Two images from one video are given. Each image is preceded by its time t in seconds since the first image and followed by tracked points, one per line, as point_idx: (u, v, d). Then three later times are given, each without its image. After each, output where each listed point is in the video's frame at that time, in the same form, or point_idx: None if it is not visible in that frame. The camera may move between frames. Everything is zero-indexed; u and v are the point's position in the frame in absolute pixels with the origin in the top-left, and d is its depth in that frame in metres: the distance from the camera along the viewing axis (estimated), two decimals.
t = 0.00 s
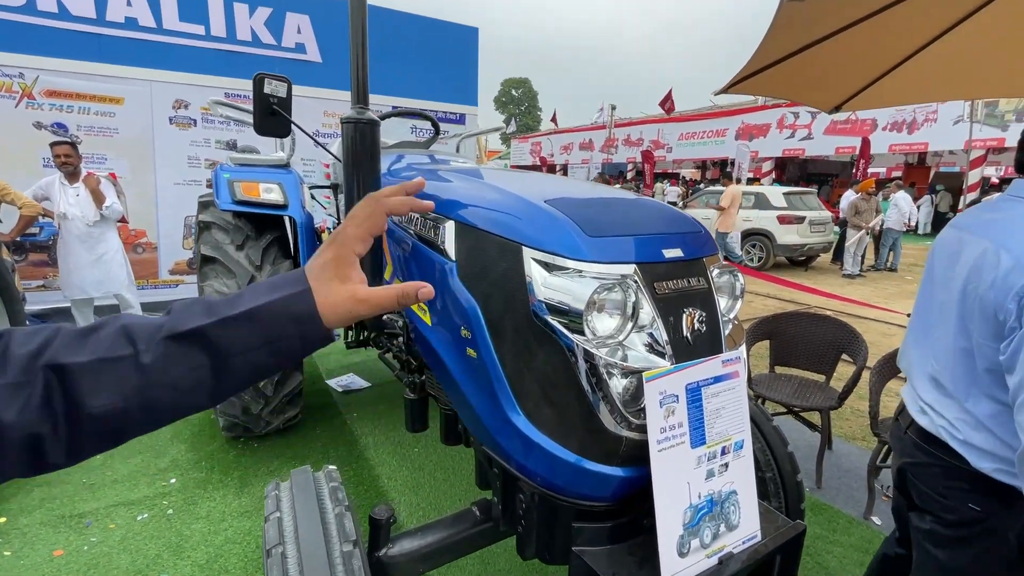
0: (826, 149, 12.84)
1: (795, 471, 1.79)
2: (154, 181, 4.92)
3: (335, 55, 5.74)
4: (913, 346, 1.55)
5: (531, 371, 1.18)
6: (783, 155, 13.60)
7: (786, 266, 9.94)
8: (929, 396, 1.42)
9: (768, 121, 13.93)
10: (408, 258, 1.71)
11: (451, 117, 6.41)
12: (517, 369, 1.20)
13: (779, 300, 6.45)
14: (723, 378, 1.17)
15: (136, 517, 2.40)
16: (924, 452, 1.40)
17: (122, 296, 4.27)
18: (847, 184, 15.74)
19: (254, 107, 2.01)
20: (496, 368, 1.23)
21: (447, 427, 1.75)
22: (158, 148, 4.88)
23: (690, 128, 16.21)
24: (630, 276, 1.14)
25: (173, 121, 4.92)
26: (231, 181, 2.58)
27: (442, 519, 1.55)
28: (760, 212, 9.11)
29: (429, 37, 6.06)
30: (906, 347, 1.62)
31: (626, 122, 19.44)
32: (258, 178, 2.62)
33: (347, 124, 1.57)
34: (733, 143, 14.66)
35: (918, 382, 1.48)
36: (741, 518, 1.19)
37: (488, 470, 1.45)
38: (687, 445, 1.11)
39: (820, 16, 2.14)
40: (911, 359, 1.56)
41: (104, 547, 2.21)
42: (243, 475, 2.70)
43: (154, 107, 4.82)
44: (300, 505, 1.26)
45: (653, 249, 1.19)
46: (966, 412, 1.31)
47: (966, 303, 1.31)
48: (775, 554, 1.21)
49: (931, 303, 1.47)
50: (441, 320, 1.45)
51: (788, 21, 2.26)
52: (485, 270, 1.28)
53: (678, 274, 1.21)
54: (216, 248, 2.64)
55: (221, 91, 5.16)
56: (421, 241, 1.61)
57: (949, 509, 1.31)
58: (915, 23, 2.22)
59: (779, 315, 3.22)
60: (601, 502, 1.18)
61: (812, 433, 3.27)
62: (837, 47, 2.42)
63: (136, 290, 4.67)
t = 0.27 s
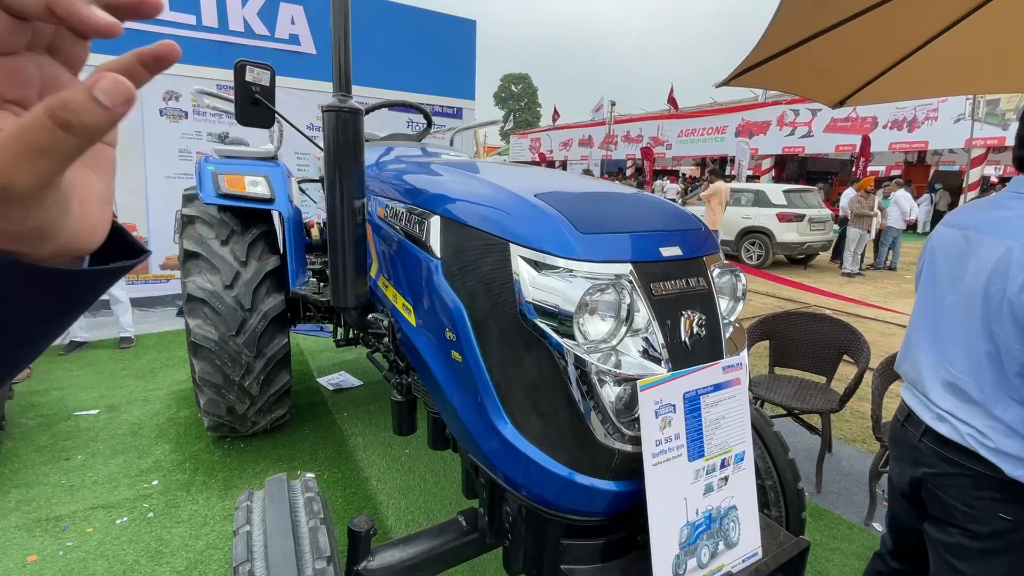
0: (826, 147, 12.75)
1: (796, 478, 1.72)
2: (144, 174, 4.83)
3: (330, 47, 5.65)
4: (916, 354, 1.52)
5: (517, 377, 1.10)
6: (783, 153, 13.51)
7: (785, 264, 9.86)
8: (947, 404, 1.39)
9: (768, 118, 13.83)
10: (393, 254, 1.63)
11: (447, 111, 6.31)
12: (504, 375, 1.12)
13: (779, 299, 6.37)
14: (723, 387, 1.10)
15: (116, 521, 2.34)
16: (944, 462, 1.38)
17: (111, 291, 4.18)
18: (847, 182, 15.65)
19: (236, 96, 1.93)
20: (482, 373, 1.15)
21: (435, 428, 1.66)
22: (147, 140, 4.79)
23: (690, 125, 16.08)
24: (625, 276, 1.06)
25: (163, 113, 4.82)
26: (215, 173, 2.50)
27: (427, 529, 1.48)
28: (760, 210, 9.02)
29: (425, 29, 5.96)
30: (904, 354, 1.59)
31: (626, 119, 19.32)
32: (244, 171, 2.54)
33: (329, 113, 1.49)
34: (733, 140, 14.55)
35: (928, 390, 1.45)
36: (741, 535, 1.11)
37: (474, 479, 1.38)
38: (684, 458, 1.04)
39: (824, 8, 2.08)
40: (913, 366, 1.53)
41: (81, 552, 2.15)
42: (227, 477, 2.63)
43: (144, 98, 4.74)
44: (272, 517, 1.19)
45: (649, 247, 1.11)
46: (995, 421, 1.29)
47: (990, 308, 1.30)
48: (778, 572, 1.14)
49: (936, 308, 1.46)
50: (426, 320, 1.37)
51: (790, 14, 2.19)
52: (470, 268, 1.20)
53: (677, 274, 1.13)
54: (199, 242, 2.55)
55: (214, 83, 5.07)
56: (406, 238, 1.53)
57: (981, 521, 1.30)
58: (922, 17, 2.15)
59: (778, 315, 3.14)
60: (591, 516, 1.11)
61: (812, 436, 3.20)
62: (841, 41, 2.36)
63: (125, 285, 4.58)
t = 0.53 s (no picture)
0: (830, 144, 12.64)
1: (800, 487, 1.64)
2: (137, 168, 4.75)
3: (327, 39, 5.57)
4: (914, 354, 1.46)
5: (503, 383, 1.03)
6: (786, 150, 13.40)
7: (787, 262, 9.77)
8: (952, 404, 1.33)
9: (771, 115, 13.71)
10: (379, 250, 1.55)
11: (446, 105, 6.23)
12: (489, 381, 1.04)
13: (781, 297, 6.29)
14: (724, 395, 1.04)
15: (97, 523, 2.27)
16: (955, 462, 1.31)
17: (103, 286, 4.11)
18: (850, 180, 15.53)
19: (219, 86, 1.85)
20: (466, 378, 1.07)
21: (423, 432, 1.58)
22: (140, 133, 4.71)
23: (693, 121, 15.95)
24: (619, 275, 0.99)
25: (157, 105, 4.76)
26: (201, 166, 2.42)
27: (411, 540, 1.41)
28: (762, 207, 8.93)
29: (424, 22, 5.88)
30: (900, 354, 1.53)
31: (628, 115, 19.20)
32: (231, 164, 2.46)
33: (310, 101, 1.41)
34: (736, 137, 14.42)
35: (930, 390, 1.38)
36: (744, 554, 1.05)
37: (461, 488, 1.30)
38: (682, 473, 0.98)
39: None
40: (911, 365, 1.47)
41: (59, 557, 2.09)
42: (214, 478, 2.56)
43: (137, 91, 4.64)
44: (242, 530, 1.12)
45: (646, 245, 1.03)
46: (1011, 422, 1.22)
47: (1001, 303, 1.23)
48: None
49: (935, 304, 1.41)
50: (410, 321, 1.29)
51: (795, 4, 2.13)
52: (455, 266, 1.12)
53: (675, 273, 1.06)
54: (185, 238, 2.48)
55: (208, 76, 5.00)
56: (392, 234, 1.46)
57: (994, 521, 1.23)
58: (931, 10, 2.09)
59: (781, 314, 3.06)
60: (582, 533, 1.03)
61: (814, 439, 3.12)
62: (847, 33, 2.29)
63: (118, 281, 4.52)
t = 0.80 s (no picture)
0: (835, 141, 12.54)
1: (805, 491, 1.59)
2: (137, 162, 4.73)
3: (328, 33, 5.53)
4: (911, 346, 1.43)
5: (498, 384, 0.98)
6: (791, 147, 13.29)
7: (791, 259, 9.69)
8: (958, 397, 1.30)
9: (776, 112, 13.60)
10: (372, 246, 1.50)
11: (449, 100, 6.18)
12: (483, 382, 1.00)
13: (786, 295, 6.22)
14: (729, 398, 0.99)
15: (90, 522, 2.24)
16: (960, 451, 1.29)
17: (101, 281, 4.08)
18: (856, 177, 15.40)
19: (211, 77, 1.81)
20: (459, 379, 1.02)
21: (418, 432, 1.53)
22: (140, 127, 4.67)
23: (697, 118, 15.83)
24: (619, 272, 0.94)
25: (157, 99, 4.72)
26: (196, 160, 2.38)
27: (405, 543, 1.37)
28: (767, 204, 8.85)
29: (426, 15, 5.82)
30: (893, 347, 1.49)
31: (631, 111, 19.08)
32: (226, 158, 2.41)
33: (300, 90, 1.37)
34: (741, 134, 14.31)
35: (933, 383, 1.35)
36: (749, 563, 1.00)
37: (455, 491, 1.26)
38: (683, 480, 0.93)
39: None
40: (907, 358, 1.43)
41: (51, 555, 2.06)
42: (208, 477, 2.53)
43: (137, 84, 4.61)
44: (226, 535, 1.08)
45: (648, 240, 0.98)
46: None
47: (1011, 293, 1.21)
48: None
49: (932, 295, 1.38)
50: (403, 318, 1.25)
51: None
52: (448, 261, 1.07)
53: (678, 269, 1.01)
54: (179, 232, 2.44)
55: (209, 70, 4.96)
56: (385, 228, 1.41)
57: (1002, 506, 1.21)
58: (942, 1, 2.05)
59: (785, 312, 3.01)
60: (579, 541, 0.99)
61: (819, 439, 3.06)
62: (855, 23, 2.26)
63: (117, 276, 4.49)
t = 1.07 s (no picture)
0: (842, 137, 12.42)
1: (809, 492, 1.56)
2: (138, 159, 4.72)
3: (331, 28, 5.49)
4: (911, 341, 1.39)
5: (491, 384, 0.95)
6: (797, 143, 13.17)
7: (797, 257, 9.61)
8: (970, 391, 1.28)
9: (782, 108, 13.47)
10: (366, 242, 1.47)
11: (452, 97, 6.13)
12: (475, 381, 0.97)
13: (791, 293, 6.16)
14: (731, 399, 0.96)
15: (87, 519, 2.23)
16: (975, 446, 1.26)
17: (102, 278, 4.07)
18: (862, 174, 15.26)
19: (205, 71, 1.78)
20: (452, 378, 0.99)
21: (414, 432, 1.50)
22: (142, 123, 4.66)
23: (702, 114, 15.71)
24: (616, 269, 0.91)
25: (158, 95, 4.69)
26: (193, 155, 2.36)
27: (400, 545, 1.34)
28: (773, 201, 8.77)
29: (429, 10, 5.77)
30: (889, 342, 1.45)
31: (636, 107, 18.97)
32: (224, 153, 2.39)
33: (293, 82, 1.34)
34: (747, 130, 14.20)
35: (943, 376, 1.31)
36: (750, 570, 0.98)
37: (449, 491, 1.23)
38: (682, 484, 0.90)
39: None
40: (909, 352, 1.40)
41: (47, 553, 2.04)
42: (207, 474, 2.50)
43: (138, 80, 4.59)
44: (214, 538, 1.06)
45: (647, 235, 0.95)
46: None
47: None
48: None
49: (930, 285, 1.35)
50: (396, 315, 1.21)
51: None
52: (441, 257, 1.04)
53: (678, 265, 0.97)
54: (177, 228, 2.42)
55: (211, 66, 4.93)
56: (380, 224, 1.38)
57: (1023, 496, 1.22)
58: None
59: (790, 310, 2.96)
60: (574, 546, 0.96)
61: (823, 439, 3.02)
62: (862, 15, 2.22)
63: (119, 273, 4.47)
